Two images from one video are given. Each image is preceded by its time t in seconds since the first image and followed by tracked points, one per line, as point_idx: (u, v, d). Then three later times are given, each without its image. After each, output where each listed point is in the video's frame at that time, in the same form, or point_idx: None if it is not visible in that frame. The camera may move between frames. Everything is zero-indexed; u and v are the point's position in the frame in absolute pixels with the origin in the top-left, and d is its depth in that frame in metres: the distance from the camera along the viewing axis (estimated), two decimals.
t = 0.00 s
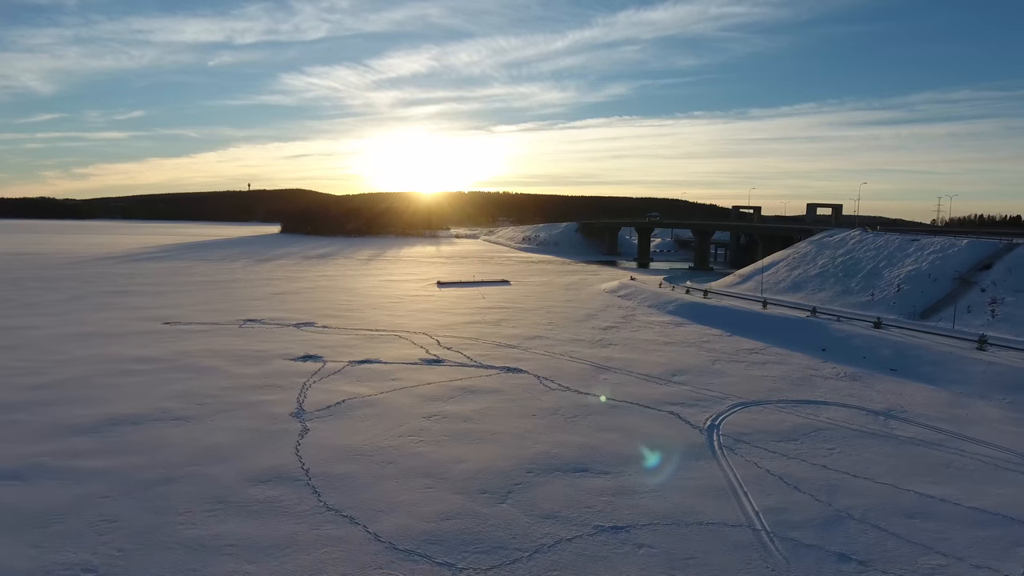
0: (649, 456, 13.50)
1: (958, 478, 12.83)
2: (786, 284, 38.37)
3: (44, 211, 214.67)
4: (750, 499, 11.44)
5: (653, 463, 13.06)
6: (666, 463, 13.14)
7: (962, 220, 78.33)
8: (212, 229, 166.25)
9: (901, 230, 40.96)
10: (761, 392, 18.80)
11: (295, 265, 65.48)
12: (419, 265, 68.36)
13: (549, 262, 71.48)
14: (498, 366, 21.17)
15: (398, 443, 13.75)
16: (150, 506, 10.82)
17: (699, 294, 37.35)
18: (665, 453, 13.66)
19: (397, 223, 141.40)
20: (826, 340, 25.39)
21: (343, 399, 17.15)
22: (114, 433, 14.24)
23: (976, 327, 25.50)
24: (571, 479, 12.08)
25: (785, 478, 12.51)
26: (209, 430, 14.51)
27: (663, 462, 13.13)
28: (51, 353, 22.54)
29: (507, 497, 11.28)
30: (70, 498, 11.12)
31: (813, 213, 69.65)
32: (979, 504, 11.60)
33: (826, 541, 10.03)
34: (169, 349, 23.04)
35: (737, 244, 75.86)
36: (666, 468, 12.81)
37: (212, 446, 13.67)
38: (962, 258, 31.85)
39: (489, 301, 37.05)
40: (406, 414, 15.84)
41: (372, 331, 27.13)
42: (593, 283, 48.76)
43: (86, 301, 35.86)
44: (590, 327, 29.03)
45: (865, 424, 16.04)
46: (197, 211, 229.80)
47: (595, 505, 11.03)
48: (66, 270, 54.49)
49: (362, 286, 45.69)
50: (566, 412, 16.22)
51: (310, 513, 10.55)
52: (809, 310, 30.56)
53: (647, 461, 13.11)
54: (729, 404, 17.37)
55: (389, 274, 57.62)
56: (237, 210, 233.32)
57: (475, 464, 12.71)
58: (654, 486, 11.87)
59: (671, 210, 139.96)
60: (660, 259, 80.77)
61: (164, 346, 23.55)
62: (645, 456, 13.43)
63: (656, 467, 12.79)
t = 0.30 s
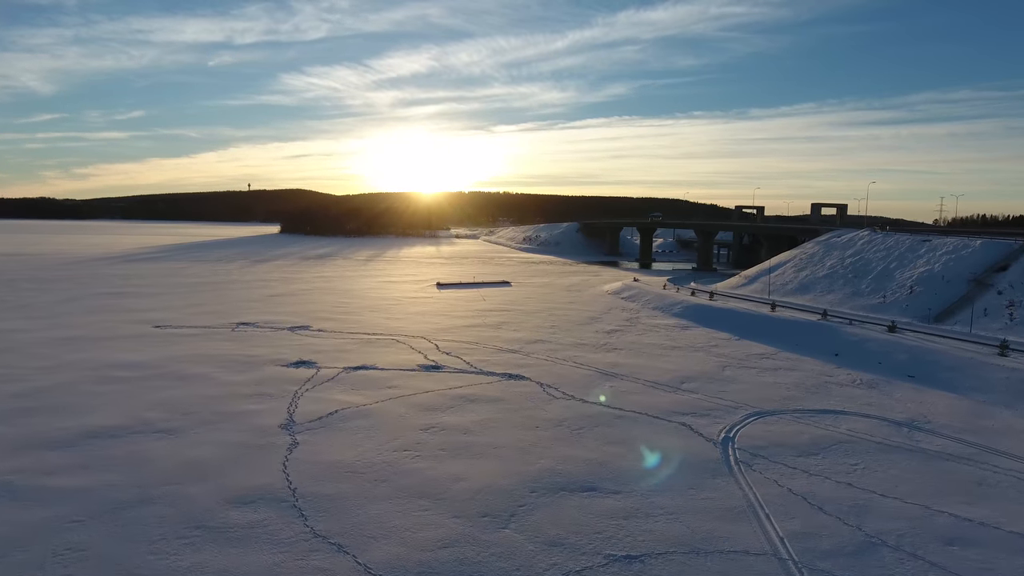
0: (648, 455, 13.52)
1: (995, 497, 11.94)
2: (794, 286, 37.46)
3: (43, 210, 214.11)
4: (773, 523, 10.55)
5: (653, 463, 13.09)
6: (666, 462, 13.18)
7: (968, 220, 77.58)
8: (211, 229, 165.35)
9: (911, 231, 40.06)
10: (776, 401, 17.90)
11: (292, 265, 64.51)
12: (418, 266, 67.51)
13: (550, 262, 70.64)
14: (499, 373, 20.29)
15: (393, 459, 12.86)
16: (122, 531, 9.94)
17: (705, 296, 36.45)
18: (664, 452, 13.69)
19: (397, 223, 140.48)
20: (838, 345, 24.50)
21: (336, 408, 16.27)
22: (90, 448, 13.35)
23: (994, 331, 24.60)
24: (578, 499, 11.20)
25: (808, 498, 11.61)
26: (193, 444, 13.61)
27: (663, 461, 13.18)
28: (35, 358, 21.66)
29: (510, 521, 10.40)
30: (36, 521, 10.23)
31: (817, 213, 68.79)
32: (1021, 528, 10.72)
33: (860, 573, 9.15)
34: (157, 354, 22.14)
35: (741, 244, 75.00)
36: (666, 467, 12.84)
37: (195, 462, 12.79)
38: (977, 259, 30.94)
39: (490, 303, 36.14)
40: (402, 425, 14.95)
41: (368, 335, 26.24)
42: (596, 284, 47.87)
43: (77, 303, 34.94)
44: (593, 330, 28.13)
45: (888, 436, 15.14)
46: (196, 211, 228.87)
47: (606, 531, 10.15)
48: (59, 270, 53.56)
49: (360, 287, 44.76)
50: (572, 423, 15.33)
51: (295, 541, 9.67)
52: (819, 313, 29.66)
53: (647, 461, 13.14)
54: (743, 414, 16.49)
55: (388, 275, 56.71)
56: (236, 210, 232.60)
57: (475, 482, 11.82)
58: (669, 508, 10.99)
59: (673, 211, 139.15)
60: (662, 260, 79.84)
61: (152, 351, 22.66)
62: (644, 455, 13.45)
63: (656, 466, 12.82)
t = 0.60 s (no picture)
0: (648, 455, 13.51)
1: None
2: (801, 288, 36.56)
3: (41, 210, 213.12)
4: (799, 552, 9.67)
5: (652, 463, 13.09)
6: (665, 461, 13.19)
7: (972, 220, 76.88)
8: (209, 230, 164.45)
9: (920, 232, 39.17)
10: (791, 410, 17.00)
11: (290, 266, 63.55)
12: (417, 266, 66.60)
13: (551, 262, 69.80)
14: (500, 380, 19.39)
15: (386, 477, 11.97)
16: (87, 562, 9.05)
17: (710, 298, 35.53)
18: (663, 451, 13.70)
19: (396, 223, 139.49)
20: (853, 351, 23.60)
21: (327, 419, 15.36)
22: (61, 465, 12.42)
23: (1013, 336, 23.70)
24: (586, 524, 10.30)
25: (835, 520, 10.73)
26: (172, 461, 12.71)
27: (662, 461, 13.19)
28: (14, 364, 20.71)
29: (512, 549, 9.51)
30: None
31: (821, 213, 67.95)
32: None
33: None
34: (143, 360, 21.23)
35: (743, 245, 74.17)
36: (665, 467, 12.84)
37: (172, 480, 11.89)
38: (991, 261, 30.04)
39: (490, 305, 35.22)
40: (397, 439, 14.05)
41: (364, 339, 25.31)
42: (598, 286, 46.98)
43: (65, 306, 33.97)
44: (597, 334, 27.24)
45: (913, 450, 14.25)
46: (195, 211, 227.95)
47: (617, 561, 9.26)
48: (51, 271, 52.65)
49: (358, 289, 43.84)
50: (577, 436, 14.42)
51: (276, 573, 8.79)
52: (830, 316, 28.76)
53: (646, 461, 13.15)
54: (757, 425, 15.59)
55: (386, 276, 55.75)
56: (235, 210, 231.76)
57: (473, 504, 10.92)
58: (685, 534, 10.09)
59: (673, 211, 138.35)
60: (664, 260, 78.87)
61: (138, 357, 21.70)
62: (643, 455, 13.44)
63: (655, 467, 12.82)
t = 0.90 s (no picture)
0: (648, 454, 13.50)
1: None
2: (809, 290, 35.70)
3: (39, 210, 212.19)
4: None
5: (652, 462, 13.10)
6: (664, 461, 13.21)
7: (977, 221, 76.05)
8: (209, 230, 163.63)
9: (930, 232, 38.30)
10: (808, 420, 16.13)
11: (287, 267, 62.67)
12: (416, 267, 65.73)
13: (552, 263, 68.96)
14: (500, 388, 18.49)
15: (379, 497, 11.09)
16: None
17: (716, 300, 34.67)
18: (661, 451, 13.70)
19: (396, 223, 138.58)
20: (867, 355, 22.73)
21: (317, 431, 14.47)
22: (30, 484, 11.55)
23: None
24: (596, 552, 9.44)
25: (866, 547, 9.86)
26: (149, 479, 11.83)
27: (661, 460, 13.22)
28: None
29: None
30: None
31: (826, 214, 67.14)
32: None
33: None
34: (128, 366, 20.32)
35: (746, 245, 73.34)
36: (665, 467, 12.85)
37: (147, 502, 10.99)
38: (1006, 263, 29.17)
39: (490, 307, 34.31)
40: (392, 453, 13.18)
41: (360, 344, 24.39)
42: (600, 287, 46.12)
43: (54, 308, 33.09)
44: (601, 338, 26.37)
45: (941, 466, 13.37)
46: (195, 211, 227.11)
47: None
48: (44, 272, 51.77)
49: (355, 290, 42.93)
50: (582, 450, 13.54)
51: None
52: (841, 319, 27.87)
53: (646, 460, 13.16)
54: (774, 437, 14.71)
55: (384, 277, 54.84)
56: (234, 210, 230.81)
57: (473, 530, 10.03)
58: (704, 564, 9.22)
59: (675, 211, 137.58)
60: (666, 261, 77.97)
61: (123, 363, 20.82)
62: (642, 455, 13.44)
63: (655, 466, 12.84)
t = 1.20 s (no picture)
0: (648, 454, 13.50)
1: None
2: (817, 291, 34.84)
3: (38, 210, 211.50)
4: None
5: (652, 462, 13.10)
6: (665, 461, 13.20)
7: (983, 221, 75.27)
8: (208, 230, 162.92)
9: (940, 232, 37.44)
10: (826, 432, 15.27)
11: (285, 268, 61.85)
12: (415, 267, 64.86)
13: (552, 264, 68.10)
14: (501, 396, 17.63)
15: (369, 521, 10.22)
16: None
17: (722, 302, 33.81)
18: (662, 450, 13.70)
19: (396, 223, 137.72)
20: (881, 361, 21.91)
21: (305, 445, 13.59)
22: None
23: None
24: None
25: None
26: (121, 500, 10.95)
27: (662, 460, 13.21)
28: None
29: None
30: None
31: (830, 214, 66.34)
32: None
33: None
34: (111, 373, 19.45)
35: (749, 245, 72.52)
36: (666, 467, 12.85)
37: (117, 526, 10.12)
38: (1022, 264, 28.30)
39: (491, 310, 33.42)
40: (385, 470, 12.31)
41: (355, 348, 23.50)
42: (602, 289, 45.27)
43: (42, 310, 32.22)
44: (604, 342, 25.50)
45: (973, 483, 12.50)
46: (195, 211, 226.43)
47: None
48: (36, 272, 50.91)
49: (352, 291, 42.10)
50: (589, 467, 12.66)
51: None
52: (852, 322, 27.00)
53: (647, 460, 13.15)
54: (792, 451, 13.85)
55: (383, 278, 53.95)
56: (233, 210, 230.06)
57: (471, 559, 9.16)
58: None
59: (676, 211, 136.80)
60: (668, 262, 77.04)
61: (107, 369, 19.94)
62: (643, 455, 13.43)
63: (655, 466, 12.83)
